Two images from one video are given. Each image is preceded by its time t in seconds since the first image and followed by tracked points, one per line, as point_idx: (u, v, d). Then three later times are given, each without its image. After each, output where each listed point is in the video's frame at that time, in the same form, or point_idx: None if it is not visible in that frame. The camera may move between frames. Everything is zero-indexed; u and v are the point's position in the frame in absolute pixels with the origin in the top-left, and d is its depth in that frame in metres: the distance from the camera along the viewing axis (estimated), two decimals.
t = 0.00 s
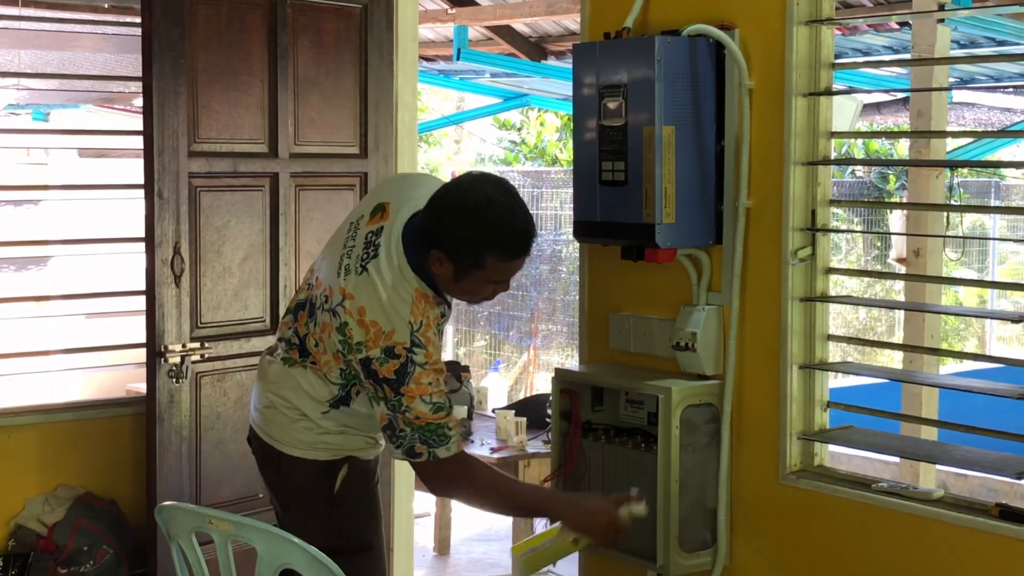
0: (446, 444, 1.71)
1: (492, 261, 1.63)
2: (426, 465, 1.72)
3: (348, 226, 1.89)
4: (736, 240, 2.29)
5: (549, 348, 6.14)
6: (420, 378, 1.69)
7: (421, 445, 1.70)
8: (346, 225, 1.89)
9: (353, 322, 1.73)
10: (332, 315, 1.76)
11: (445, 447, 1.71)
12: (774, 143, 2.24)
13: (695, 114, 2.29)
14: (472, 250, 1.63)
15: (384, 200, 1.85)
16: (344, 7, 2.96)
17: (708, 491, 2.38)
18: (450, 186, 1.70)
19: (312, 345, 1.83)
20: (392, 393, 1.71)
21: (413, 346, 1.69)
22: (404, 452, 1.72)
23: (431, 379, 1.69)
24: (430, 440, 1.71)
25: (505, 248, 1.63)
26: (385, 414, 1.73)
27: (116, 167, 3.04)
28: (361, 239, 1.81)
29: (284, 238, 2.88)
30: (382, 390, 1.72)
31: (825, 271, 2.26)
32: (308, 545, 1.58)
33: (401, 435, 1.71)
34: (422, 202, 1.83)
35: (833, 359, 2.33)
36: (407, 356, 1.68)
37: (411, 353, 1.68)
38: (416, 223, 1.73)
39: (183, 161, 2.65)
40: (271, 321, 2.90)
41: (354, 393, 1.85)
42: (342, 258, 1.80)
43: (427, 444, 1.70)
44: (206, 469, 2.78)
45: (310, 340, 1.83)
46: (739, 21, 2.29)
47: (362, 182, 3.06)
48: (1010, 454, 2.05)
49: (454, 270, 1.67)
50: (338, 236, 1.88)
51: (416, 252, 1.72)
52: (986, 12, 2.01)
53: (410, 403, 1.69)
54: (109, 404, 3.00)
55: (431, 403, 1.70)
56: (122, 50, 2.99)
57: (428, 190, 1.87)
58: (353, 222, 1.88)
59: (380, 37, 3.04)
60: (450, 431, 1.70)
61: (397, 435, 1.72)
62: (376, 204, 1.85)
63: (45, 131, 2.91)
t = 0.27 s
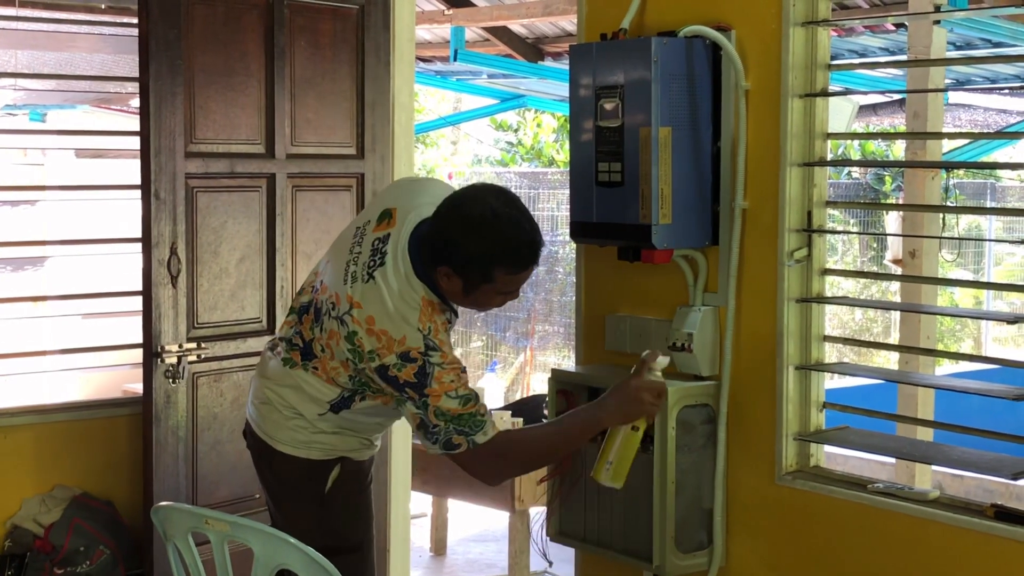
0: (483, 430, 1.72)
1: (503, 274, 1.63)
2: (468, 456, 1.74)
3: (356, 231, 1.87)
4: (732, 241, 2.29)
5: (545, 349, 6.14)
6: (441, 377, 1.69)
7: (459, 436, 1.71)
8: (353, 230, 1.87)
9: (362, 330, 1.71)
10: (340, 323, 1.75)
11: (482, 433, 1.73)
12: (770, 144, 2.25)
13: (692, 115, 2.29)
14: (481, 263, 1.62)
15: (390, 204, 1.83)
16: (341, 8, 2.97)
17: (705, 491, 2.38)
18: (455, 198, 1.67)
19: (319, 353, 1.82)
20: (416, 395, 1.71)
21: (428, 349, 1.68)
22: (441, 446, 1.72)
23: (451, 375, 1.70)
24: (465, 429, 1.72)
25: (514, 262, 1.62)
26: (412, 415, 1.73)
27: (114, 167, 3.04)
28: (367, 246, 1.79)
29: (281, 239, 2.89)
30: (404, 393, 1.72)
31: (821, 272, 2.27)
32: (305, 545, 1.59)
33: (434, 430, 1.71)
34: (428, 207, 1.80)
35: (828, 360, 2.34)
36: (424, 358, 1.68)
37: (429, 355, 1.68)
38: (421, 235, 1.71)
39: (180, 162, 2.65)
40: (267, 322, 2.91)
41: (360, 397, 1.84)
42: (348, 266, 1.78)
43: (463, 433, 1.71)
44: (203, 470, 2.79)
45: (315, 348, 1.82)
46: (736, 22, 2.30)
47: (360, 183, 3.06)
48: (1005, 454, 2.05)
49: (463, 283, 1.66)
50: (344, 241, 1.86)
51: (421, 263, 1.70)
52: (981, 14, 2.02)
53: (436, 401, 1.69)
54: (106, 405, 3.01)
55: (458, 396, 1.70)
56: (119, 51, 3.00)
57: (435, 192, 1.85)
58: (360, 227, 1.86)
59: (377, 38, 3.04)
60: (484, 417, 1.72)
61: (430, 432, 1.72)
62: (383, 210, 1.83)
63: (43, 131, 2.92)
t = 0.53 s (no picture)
0: (472, 450, 1.69)
1: (504, 280, 1.62)
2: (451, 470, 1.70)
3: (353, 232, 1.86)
4: (727, 242, 2.29)
5: (540, 350, 6.14)
6: (440, 389, 1.70)
7: (446, 452, 1.69)
8: (350, 231, 1.86)
9: (368, 334, 1.72)
10: (342, 326, 1.76)
11: (470, 455, 1.69)
12: (765, 146, 2.25)
13: (687, 116, 2.29)
14: (484, 266, 1.61)
15: (392, 205, 1.83)
16: (337, 8, 2.97)
17: (699, 492, 2.38)
18: (461, 201, 1.67)
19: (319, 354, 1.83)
20: (414, 404, 1.71)
21: (431, 358, 1.69)
22: (428, 459, 1.70)
23: (450, 388, 1.70)
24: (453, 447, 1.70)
25: (516, 268, 1.61)
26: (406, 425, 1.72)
27: (109, 167, 3.05)
28: (367, 249, 1.78)
29: (276, 239, 2.89)
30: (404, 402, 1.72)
31: (817, 274, 2.27)
32: (299, 546, 1.59)
33: (425, 443, 1.70)
34: (429, 210, 1.80)
35: (823, 361, 2.34)
36: (428, 366, 1.69)
37: (431, 364, 1.69)
38: (423, 237, 1.70)
39: (176, 162, 2.65)
40: (262, 322, 2.91)
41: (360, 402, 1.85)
42: (348, 269, 1.78)
43: (451, 450, 1.69)
44: (197, 470, 2.79)
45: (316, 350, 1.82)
46: (731, 24, 2.30)
47: (355, 184, 3.06)
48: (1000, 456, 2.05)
49: (464, 286, 1.65)
50: (342, 244, 1.85)
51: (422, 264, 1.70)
52: (976, 16, 2.02)
53: (432, 413, 1.69)
54: (101, 405, 3.00)
55: (452, 412, 1.70)
56: (114, 51, 3.00)
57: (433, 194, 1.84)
58: (359, 229, 1.85)
59: (372, 38, 3.04)
60: (474, 436, 1.69)
61: (420, 445, 1.71)
62: (381, 212, 1.83)
63: (38, 131, 2.91)
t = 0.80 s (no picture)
0: (431, 505, 1.60)
1: (497, 350, 1.56)
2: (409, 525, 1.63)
3: (363, 256, 1.77)
4: (723, 244, 2.29)
5: (537, 352, 6.13)
6: (414, 439, 1.60)
7: (405, 504, 1.60)
8: (359, 254, 1.78)
9: (355, 369, 1.65)
10: (331, 354, 1.70)
11: (429, 509, 1.61)
12: (762, 148, 2.25)
13: (683, 118, 2.29)
14: (480, 331, 1.54)
15: (403, 239, 1.74)
16: (334, 10, 2.97)
17: (695, 494, 2.38)
18: (468, 264, 1.61)
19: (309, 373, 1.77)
20: (383, 449, 1.62)
21: (411, 408, 1.60)
22: (386, 507, 1.62)
23: (423, 440, 1.60)
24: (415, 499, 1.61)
25: (510, 340, 1.55)
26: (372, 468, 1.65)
27: (106, 168, 3.06)
28: (372, 281, 1.70)
29: (272, 241, 2.88)
30: (375, 446, 1.63)
31: (813, 276, 2.27)
32: (295, 548, 1.58)
33: (385, 489, 1.62)
34: (441, 254, 1.70)
35: (819, 364, 2.34)
36: (405, 416, 1.60)
37: (409, 415, 1.60)
38: (424, 288, 1.62)
39: (172, 164, 2.66)
40: (258, 324, 2.90)
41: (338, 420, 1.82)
42: (349, 298, 1.71)
43: (411, 503, 1.60)
44: (193, 472, 2.78)
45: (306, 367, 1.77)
46: (728, 26, 2.30)
47: (351, 186, 3.06)
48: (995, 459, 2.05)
49: (456, 347, 1.58)
50: (350, 266, 1.77)
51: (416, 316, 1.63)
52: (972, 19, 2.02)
53: (399, 462, 1.60)
54: (96, 406, 3.00)
55: (422, 464, 1.61)
56: (111, 52, 2.99)
57: (448, 231, 1.75)
58: (368, 254, 1.76)
59: (369, 40, 3.04)
60: (437, 491, 1.61)
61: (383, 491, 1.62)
62: (394, 244, 1.73)
63: (33, 132, 2.91)
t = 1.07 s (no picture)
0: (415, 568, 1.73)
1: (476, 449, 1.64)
2: None
3: (359, 316, 1.83)
4: (720, 246, 2.29)
5: (534, 354, 6.11)
6: (399, 513, 1.71)
7: (390, 564, 1.74)
8: (356, 313, 1.83)
9: (341, 439, 1.73)
10: (319, 414, 1.79)
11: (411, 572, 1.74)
12: (759, 151, 2.25)
13: (681, 120, 2.29)
14: (462, 429, 1.62)
15: (397, 310, 1.79)
16: (331, 12, 2.97)
17: (692, 497, 2.37)
18: (457, 355, 1.67)
19: (294, 419, 1.85)
20: (369, 517, 1.73)
21: (398, 486, 1.72)
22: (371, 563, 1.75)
23: (407, 512, 1.71)
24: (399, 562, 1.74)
25: (485, 437, 1.64)
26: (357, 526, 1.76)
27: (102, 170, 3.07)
28: (363, 349, 1.76)
29: (269, 243, 2.88)
30: (358, 512, 1.75)
31: (809, 278, 2.27)
32: (292, 550, 1.58)
33: (371, 549, 1.74)
34: (430, 328, 1.77)
35: (815, 366, 2.34)
36: (393, 494, 1.71)
37: (396, 493, 1.71)
38: (406, 372, 1.69)
39: (168, 166, 2.67)
40: (256, 326, 2.90)
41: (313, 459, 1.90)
42: (341, 361, 1.77)
43: (395, 565, 1.73)
44: (189, 474, 2.79)
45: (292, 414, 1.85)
46: (725, 28, 2.30)
47: (349, 188, 3.05)
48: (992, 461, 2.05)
49: (437, 438, 1.66)
50: (345, 323, 1.82)
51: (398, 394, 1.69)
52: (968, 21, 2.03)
53: (383, 530, 1.72)
54: (93, 409, 3.00)
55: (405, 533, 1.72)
56: (108, 54, 3.03)
57: (441, 303, 1.81)
58: (365, 316, 1.81)
59: (366, 42, 3.03)
60: (419, 556, 1.73)
61: (368, 551, 1.75)
62: (389, 313, 1.79)
63: (30, 134, 2.92)
